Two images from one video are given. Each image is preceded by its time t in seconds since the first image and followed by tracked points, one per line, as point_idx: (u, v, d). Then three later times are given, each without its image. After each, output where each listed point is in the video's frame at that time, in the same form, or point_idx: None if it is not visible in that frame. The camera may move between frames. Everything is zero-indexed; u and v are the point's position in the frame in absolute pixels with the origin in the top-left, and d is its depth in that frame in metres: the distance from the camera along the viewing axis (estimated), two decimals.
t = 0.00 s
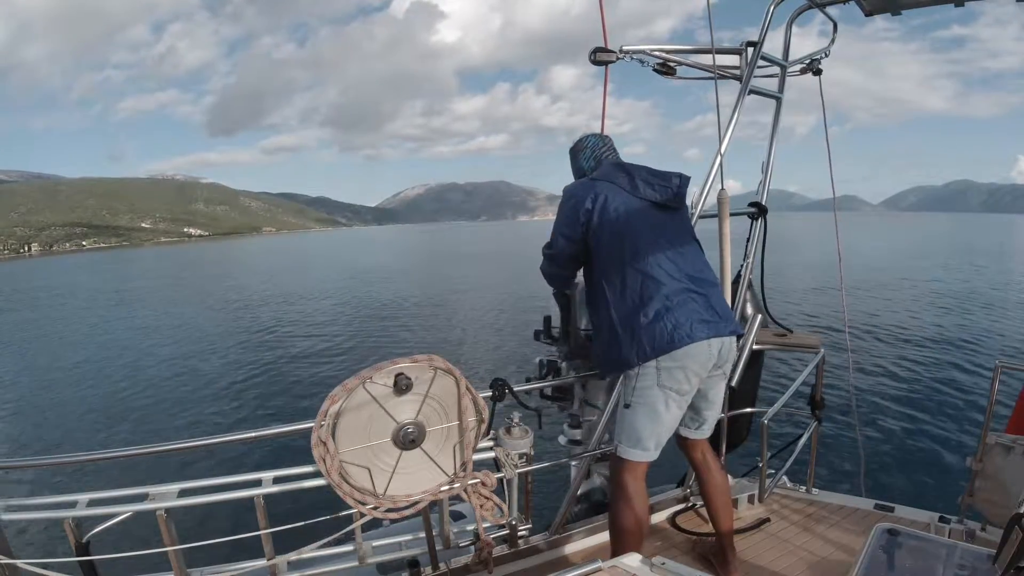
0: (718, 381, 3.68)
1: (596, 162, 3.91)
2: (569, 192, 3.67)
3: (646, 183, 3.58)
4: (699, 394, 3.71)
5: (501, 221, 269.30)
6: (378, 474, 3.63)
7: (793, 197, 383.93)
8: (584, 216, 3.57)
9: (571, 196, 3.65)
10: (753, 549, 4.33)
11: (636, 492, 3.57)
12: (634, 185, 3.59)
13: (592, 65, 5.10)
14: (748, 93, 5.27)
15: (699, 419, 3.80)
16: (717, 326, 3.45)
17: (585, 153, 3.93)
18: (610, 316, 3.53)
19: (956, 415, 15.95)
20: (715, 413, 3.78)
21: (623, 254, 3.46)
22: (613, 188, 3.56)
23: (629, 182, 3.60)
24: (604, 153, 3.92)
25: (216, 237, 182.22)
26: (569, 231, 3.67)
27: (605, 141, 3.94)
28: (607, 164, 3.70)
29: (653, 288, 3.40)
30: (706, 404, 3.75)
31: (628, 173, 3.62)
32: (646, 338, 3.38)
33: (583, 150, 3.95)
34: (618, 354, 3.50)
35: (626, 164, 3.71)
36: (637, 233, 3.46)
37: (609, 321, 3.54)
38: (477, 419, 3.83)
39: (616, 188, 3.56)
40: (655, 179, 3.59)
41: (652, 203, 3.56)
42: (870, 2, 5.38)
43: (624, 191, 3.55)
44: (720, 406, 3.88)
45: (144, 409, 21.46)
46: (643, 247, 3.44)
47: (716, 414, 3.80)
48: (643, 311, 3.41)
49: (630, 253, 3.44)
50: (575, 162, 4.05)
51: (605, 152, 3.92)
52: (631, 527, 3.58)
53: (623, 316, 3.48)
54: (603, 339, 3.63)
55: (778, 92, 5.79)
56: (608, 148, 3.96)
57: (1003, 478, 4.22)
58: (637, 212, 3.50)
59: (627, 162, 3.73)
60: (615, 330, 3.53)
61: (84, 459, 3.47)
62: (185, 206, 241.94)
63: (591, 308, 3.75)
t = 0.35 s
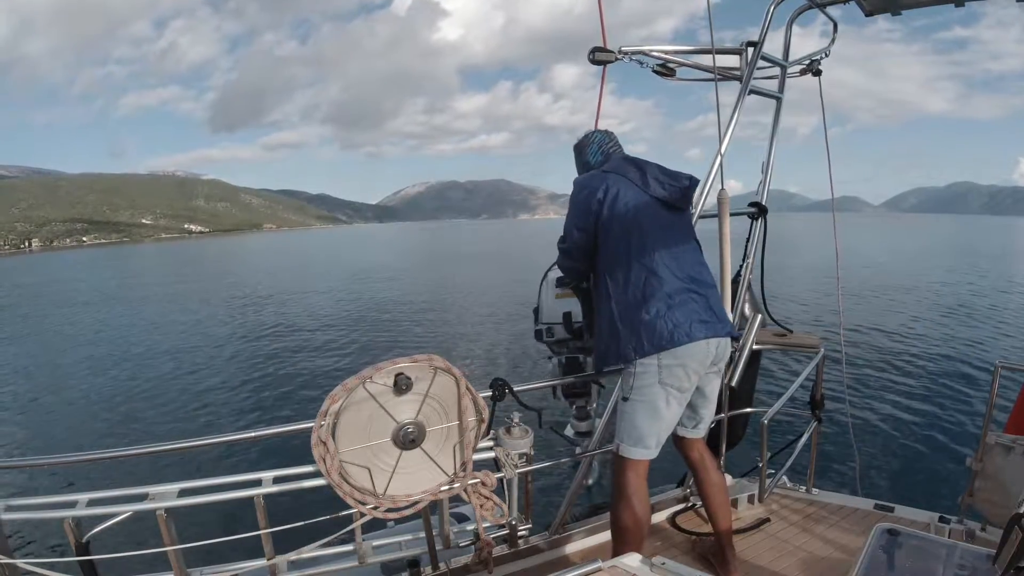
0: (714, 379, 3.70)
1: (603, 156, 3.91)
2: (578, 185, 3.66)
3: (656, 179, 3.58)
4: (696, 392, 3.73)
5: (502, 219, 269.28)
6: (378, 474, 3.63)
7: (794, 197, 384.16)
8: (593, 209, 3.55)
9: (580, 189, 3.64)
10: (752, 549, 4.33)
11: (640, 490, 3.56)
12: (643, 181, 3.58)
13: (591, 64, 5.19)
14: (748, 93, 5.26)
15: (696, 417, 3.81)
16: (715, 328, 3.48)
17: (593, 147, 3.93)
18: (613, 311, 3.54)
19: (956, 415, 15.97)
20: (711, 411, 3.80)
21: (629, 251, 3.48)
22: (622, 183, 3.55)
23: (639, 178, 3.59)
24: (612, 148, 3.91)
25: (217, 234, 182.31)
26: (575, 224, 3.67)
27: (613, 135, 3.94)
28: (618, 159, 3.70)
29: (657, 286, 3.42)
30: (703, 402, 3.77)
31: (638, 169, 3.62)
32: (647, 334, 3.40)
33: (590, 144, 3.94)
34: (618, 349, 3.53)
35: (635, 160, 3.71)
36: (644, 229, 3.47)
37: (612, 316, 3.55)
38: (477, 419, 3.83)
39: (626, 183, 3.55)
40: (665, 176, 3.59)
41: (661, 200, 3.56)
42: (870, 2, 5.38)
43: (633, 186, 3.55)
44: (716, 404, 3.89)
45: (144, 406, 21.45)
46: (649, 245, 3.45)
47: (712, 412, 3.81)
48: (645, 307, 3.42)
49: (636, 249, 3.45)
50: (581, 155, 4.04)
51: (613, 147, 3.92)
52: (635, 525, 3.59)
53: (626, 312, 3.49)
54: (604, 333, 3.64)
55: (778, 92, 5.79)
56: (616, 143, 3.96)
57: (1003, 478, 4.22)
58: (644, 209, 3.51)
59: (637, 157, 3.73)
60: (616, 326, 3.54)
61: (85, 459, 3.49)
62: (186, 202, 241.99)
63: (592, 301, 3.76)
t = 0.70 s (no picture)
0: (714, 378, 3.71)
1: (602, 154, 3.91)
2: (578, 185, 3.66)
3: (656, 179, 3.58)
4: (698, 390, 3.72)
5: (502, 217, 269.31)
6: (378, 474, 3.63)
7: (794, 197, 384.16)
8: (594, 208, 3.56)
9: (580, 188, 3.64)
10: (753, 549, 4.34)
11: (643, 488, 3.56)
12: (644, 181, 3.58)
13: (589, 65, 5.23)
14: (748, 93, 5.26)
15: (697, 416, 3.81)
16: (715, 327, 3.48)
17: (592, 144, 3.92)
18: (613, 312, 3.55)
19: (955, 415, 15.99)
20: (713, 409, 3.79)
21: (628, 251, 3.47)
22: (622, 183, 3.56)
23: (639, 178, 3.60)
24: (611, 145, 3.92)
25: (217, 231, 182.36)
26: (576, 224, 3.67)
27: (611, 133, 3.94)
28: (617, 158, 3.71)
29: (657, 286, 3.42)
30: (705, 401, 3.76)
31: (638, 168, 3.62)
32: (647, 335, 3.40)
33: (589, 142, 3.94)
34: (619, 347, 3.52)
35: (634, 159, 3.71)
36: (644, 230, 3.47)
37: (613, 316, 3.55)
38: (477, 419, 3.84)
39: (625, 183, 3.56)
40: (665, 176, 3.58)
41: (660, 200, 3.56)
42: (869, 1, 5.36)
43: (633, 186, 3.55)
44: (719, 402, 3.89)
45: (145, 404, 21.47)
46: (648, 245, 3.45)
47: (715, 410, 3.80)
48: (645, 308, 3.42)
49: (636, 249, 3.45)
50: (579, 153, 4.04)
51: (612, 144, 3.92)
52: (640, 524, 3.59)
53: (626, 312, 3.49)
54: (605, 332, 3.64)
55: (778, 92, 5.78)
56: (615, 140, 3.96)
57: (1002, 477, 4.23)
58: (644, 209, 3.51)
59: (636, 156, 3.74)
60: (617, 325, 3.54)
61: (84, 459, 3.49)
62: (187, 200, 241.98)
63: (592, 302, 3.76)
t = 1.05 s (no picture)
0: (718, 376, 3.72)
1: (605, 147, 3.92)
2: (580, 182, 3.65)
3: (657, 174, 3.55)
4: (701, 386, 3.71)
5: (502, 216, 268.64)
6: (378, 474, 3.63)
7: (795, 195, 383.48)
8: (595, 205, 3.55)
9: (582, 187, 3.62)
10: (753, 549, 4.33)
11: (648, 484, 3.49)
12: (645, 176, 3.55)
13: (590, 63, 5.25)
14: (748, 92, 5.26)
15: (703, 414, 3.81)
16: (715, 324, 3.48)
17: (595, 138, 3.94)
18: (614, 307, 3.57)
19: (956, 415, 15.95)
20: (719, 408, 3.80)
21: (627, 248, 3.49)
22: (623, 179, 3.54)
23: (640, 172, 3.57)
24: (614, 139, 3.92)
25: (217, 230, 181.96)
26: (579, 223, 3.66)
27: (614, 126, 3.95)
28: (619, 152, 3.70)
29: (657, 283, 3.43)
30: (709, 397, 3.75)
31: (639, 163, 3.60)
32: (647, 332, 3.40)
33: (592, 135, 3.95)
34: (620, 346, 3.53)
35: (636, 153, 3.69)
36: (644, 227, 3.47)
37: (614, 311, 3.57)
38: (477, 419, 3.84)
39: (626, 179, 3.54)
40: (666, 171, 3.55)
41: (662, 196, 3.55)
42: (869, 1, 5.35)
43: (634, 182, 3.54)
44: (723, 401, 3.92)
45: (145, 404, 21.42)
46: (648, 242, 3.45)
47: (720, 409, 3.81)
48: (645, 305, 3.43)
49: (635, 246, 3.46)
50: (583, 147, 4.07)
51: (615, 138, 3.92)
52: (648, 522, 3.49)
53: (630, 310, 3.49)
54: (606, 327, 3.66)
55: (778, 92, 5.78)
56: (618, 133, 3.96)
57: (1002, 478, 4.23)
58: (645, 205, 3.49)
59: (638, 150, 3.72)
60: (618, 323, 3.55)
61: (84, 459, 3.49)
62: (187, 199, 241.68)
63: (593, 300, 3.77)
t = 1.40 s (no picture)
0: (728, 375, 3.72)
1: (612, 143, 3.90)
2: (592, 178, 3.58)
3: (670, 171, 3.53)
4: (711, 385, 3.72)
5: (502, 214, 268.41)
6: (378, 473, 3.64)
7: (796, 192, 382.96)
8: (608, 203, 3.50)
9: (594, 183, 3.55)
10: (754, 549, 4.33)
11: (654, 482, 3.54)
12: (658, 173, 3.53)
13: (592, 62, 5.25)
14: (748, 92, 5.25)
15: (713, 413, 3.82)
16: (728, 321, 3.51)
17: (602, 133, 3.91)
18: (628, 307, 3.54)
19: (956, 414, 15.94)
20: (729, 407, 3.80)
21: (642, 246, 3.46)
22: (637, 175, 3.50)
23: (653, 169, 3.54)
24: (620, 134, 3.90)
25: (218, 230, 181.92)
26: (591, 220, 3.58)
27: (621, 121, 3.92)
28: (630, 147, 3.66)
29: (673, 282, 3.42)
30: (719, 396, 3.76)
31: (652, 159, 3.56)
32: (662, 332, 3.41)
33: (599, 130, 3.92)
34: (634, 346, 3.51)
35: (647, 147, 3.66)
36: (659, 224, 3.44)
37: (627, 310, 3.55)
38: (477, 419, 3.83)
39: (640, 175, 3.50)
40: (680, 168, 3.53)
41: (674, 193, 3.53)
42: (869, 1, 5.34)
43: (648, 179, 3.50)
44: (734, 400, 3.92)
45: (146, 403, 21.46)
46: (663, 240, 3.44)
47: (731, 408, 3.81)
48: (661, 304, 3.43)
49: (649, 244, 3.44)
50: (588, 141, 4.02)
51: (622, 132, 3.90)
52: (653, 519, 3.55)
53: (645, 310, 3.46)
54: (617, 326, 3.64)
55: (778, 91, 5.77)
56: (624, 128, 3.94)
57: (1002, 478, 4.22)
58: (659, 203, 3.47)
59: (648, 146, 3.68)
60: (632, 322, 3.52)
61: (84, 459, 3.50)
62: (187, 199, 241.70)
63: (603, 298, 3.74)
